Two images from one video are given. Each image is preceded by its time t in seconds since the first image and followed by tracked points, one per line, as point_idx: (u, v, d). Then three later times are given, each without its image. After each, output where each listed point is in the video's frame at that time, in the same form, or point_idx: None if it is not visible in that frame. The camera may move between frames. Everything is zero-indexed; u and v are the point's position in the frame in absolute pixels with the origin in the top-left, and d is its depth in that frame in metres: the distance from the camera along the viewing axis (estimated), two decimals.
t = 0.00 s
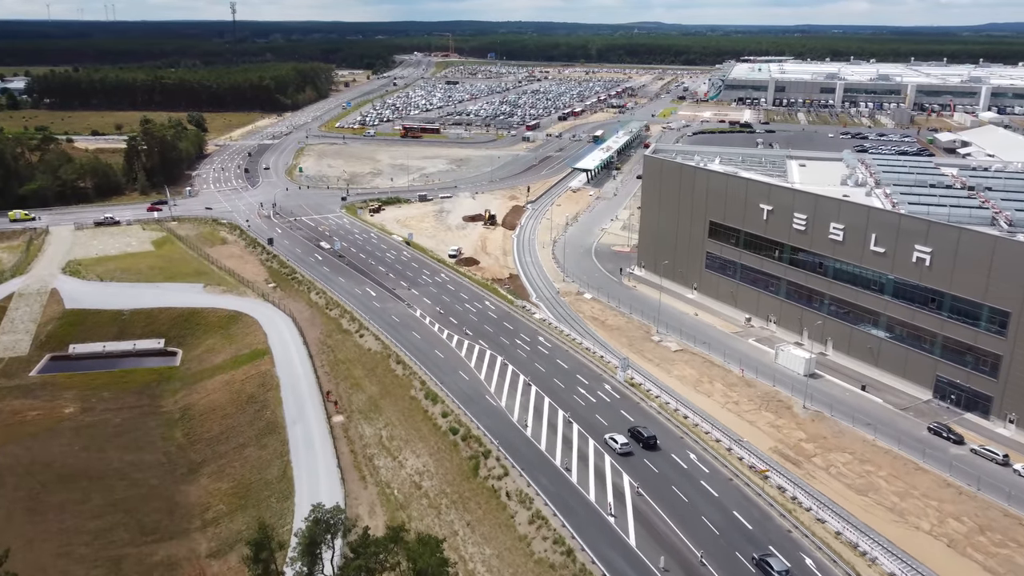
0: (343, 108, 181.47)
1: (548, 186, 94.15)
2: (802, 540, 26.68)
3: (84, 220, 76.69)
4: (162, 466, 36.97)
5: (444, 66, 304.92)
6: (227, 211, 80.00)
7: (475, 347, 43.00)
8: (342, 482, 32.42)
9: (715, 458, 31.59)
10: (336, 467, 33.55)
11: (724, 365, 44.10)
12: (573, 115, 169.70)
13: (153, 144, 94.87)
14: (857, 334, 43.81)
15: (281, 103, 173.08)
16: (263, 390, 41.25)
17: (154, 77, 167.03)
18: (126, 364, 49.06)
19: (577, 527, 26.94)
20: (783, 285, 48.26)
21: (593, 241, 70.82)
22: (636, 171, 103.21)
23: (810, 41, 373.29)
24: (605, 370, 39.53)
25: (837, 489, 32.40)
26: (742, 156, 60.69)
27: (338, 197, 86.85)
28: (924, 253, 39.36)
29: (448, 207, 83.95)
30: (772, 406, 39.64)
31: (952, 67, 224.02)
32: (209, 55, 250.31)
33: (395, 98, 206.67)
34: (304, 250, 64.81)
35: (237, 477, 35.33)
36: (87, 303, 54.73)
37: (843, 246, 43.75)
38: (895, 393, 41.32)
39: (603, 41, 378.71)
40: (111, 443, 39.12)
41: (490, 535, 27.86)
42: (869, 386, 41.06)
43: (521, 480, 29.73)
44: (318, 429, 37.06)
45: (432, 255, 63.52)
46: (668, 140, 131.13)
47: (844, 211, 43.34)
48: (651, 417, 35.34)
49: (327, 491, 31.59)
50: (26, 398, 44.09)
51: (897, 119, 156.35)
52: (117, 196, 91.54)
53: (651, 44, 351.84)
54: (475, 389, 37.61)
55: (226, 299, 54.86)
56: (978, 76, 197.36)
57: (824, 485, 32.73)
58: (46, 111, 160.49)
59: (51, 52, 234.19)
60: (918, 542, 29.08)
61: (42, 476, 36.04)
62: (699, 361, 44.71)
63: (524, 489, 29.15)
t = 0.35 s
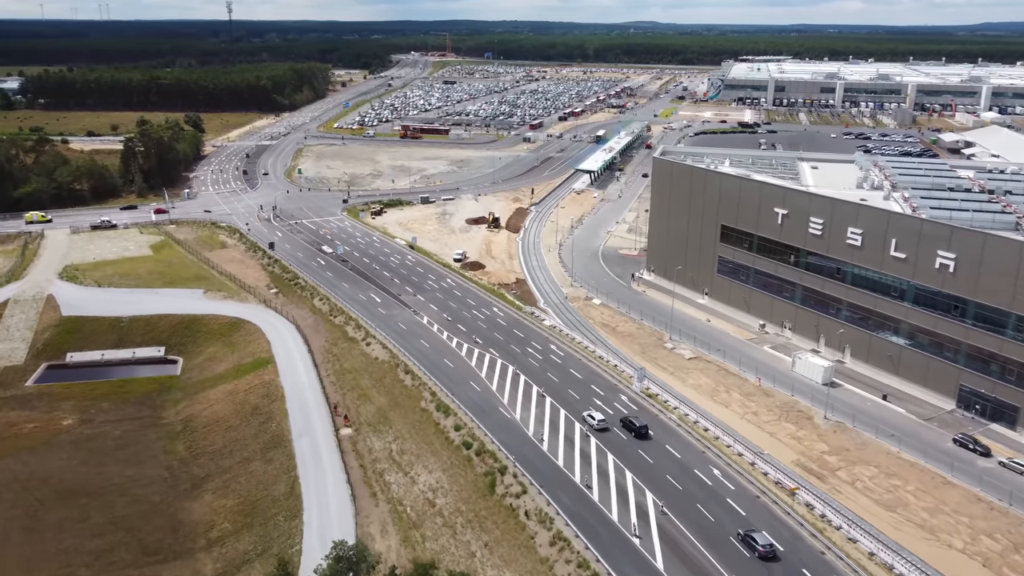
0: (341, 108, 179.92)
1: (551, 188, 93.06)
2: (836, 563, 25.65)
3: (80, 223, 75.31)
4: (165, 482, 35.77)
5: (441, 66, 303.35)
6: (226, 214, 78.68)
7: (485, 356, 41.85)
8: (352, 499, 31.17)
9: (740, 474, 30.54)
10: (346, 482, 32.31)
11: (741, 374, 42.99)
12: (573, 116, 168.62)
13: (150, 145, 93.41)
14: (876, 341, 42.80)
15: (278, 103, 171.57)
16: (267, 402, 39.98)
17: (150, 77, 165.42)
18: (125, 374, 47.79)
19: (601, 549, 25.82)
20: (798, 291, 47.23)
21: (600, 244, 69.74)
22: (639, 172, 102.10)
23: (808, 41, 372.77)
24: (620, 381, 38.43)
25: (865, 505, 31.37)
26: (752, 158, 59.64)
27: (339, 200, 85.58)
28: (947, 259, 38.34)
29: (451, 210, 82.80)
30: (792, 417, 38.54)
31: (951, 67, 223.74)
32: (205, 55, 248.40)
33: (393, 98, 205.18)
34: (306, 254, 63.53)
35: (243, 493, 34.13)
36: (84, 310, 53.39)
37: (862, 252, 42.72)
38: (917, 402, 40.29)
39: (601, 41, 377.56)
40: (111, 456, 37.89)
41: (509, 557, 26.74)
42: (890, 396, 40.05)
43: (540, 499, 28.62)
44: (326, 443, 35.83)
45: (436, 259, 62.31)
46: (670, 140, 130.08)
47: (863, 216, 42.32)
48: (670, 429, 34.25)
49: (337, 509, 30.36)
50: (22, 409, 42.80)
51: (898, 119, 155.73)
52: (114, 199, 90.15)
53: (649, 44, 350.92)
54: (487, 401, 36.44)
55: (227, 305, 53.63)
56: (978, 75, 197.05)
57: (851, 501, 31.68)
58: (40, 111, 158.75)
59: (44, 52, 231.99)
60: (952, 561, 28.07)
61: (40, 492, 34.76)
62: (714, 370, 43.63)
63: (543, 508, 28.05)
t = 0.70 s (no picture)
0: (339, 109, 178.55)
1: (554, 190, 92.00)
2: None
3: (77, 227, 73.98)
4: (168, 499, 34.55)
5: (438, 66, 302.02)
6: (225, 218, 77.41)
7: (497, 366, 40.71)
8: (363, 517, 29.90)
9: (767, 492, 29.47)
10: (356, 499, 31.03)
11: (758, 384, 41.91)
12: (573, 117, 167.59)
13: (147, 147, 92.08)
14: (896, 350, 41.77)
15: (276, 104, 170.16)
16: (272, 414, 38.75)
17: (146, 77, 163.92)
18: (124, 384, 46.53)
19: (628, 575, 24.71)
20: (815, 298, 46.20)
21: (607, 248, 68.65)
22: (643, 174, 101.10)
23: (806, 41, 372.38)
24: (637, 393, 37.31)
25: (895, 523, 30.32)
26: (764, 161, 58.67)
27: (340, 202, 84.38)
28: (972, 267, 37.33)
29: (454, 213, 81.68)
30: (814, 429, 37.50)
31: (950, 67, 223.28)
32: (201, 54, 246.62)
33: (392, 98, 203.88)
34: (309, 259, 62.37)
35: (249, 511, 32.92)
36: (82, 318, 52.10)
37: (882, 258, 41.71)
38: (940, 414, 39.24)
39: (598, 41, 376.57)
40: (111, 472, 36.64)
41: None
42: (912, 408, 39.03)
43: (561, 520, 27.52)
44: (334, 457, 34.58)
45: (442, 264, 61.20)
46: (671, 142, 129.16)
47: (883, 222, 41.32)
48: (691, 444, 33.07)
49: (348, 527, 29.15)
50: (19, 421, 41.53)
51: (900, 120, 154.98)
52: (111, 202, 88.80)
53: (647, 44, 350.11)
54: (501, 415, 35.29)
55: (228, 313, 52.37)
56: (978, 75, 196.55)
57: (880, 518, 30.63)
58: (35, 112, 157.12)
59: (39, 52, 230.02)
60: None
61: (38, 511, 33.50)
62: (731, 379, 42.54)
63: (565, 530, 26.93)
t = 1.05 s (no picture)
0: (337, 109, 177.11)
1: (558, 192, 90.96)
2: None
3: (73, 231, 72.56)
4: (171, 518, 33.35)
5: (435, 66, 300.71)
6: (225, 222, 76.12)
7: (509, 377, 39.58)
8: (375, 537, 28.64)
9: (796, 512, 28.43)
10: (367, 519, 29.79)
11: (777, 394, 40.86)
12: (573, 117, 166.58)
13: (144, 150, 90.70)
14: (917, 359, 40.77)
15: (273, 104, 168.73)
16: (278, 428, 37.56)
17: (142, 77, 162.34)
18: (123, 395, 45.30)
19: None
20: (832, 306, 45.20)
21: (614, 252, 67.64)
22: (646, 176, 100.03)
23: (803, 41, 371.97)
24: (655, 405, 36.25)
25: (926, 543, 29.30)
26: (775, 164, 57.70)
27: (341, 205, 83.20)
28: (998, 275, 36.36)
29: (457, 216, 80.57)
30: (836, 442, 36.48)
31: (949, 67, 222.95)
32: (196, 54, 244.72)
33: (389, 99, 202.49)
34: (311, 265, 61.20)
35: (256, 531, 31.71)
36: (79, 326, 50.77)
37: (903, 265, 40.69)
38: (963, 425, 38.28)
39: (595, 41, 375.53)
40: (111, 489, 35.39)
41: None
42: (936, 420, 38.04)
43: (584, 543, 26.45)
44: (342, 473, 33.33)
45: (447, 270, 60.06)
46: (673, 143, 128.17)
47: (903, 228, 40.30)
48: (714, 460, 32.02)
49: (359, 547, 27.94)
50: (15, 435, 40.22)
51: (901, 121, 154.42)
52: (108, 205, 87.41)
53: (644, 44, 349.26)
54: (516, 430, 34.17)
55: (230, 320, 51.14)
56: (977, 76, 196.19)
57: (910, 537, 29.62)
58: (30, 113, 155.39)
59: (32, 52, 227.91)
60: None
61: (36, 531, 32.25)
62: (748, 390, 41.49)
63: (588, 554, 25.84)
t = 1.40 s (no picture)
0: (334, 110, 175.77)
1: (562, 195, 89.90)
2: None
3: (70, 236, 71.22)
4: (175, 539, 32.11)
5: (431, 66, 299.64)
6: (224, 226, 74.85)
7: (522, 389, 38.41)
8: (389, 559, 27.33)
9: (828, 534, 27.40)
10: (380, 539, 28.51)
11: (797, 406, 39.77)
12: (573, 118, 165.54)
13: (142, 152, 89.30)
14: (940, 370, 39.73)
15: (271, 105, 167.30)
16: (285, 443, 36.32)
17: (137, 77, 160.69)
18: (123, 407, 44.05)
19: None
20: (850, 314, 44.14)
21: (621, 256, 66.57)
22: (650, 178, 99.06)
23: (801, 41, 371.84)
24: (675, 419, 35.17)
25: (961, 563, 28.29)
26: (787, 168, 56.71)
27: (343, 209, 81.98)
28: None
29: (460, 219, 79.44)
30: (860, 456, 35.44)
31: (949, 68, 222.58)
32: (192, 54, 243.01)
33: (388, 100, 201.20)
34: (314, 271, 60.00)
35: (263, 553, 30.45)
36: (78, 335, 49.48)
37: (925, 273, 39.67)
38: (989, 438, 37.27)
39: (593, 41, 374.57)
40: (113, 509, 34.14)
41: None
42: (962, 432, 37.02)
43: (610, 569, 25.34)
44: (353, 490, 32.04)
45: (453, 276, 58.91)
46: (676, 144, 127.16)
47: (926, 234, 39.26)
48: (739, 477, 30.99)
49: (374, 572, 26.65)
50: (13, 450, 38.96)
51: (903, 122, 153.82)
52: (105, 209, 86.02)
53: (642, 44, 348.43)
54: (533, 445, 33.04)
55: (232, 329, 49.90)
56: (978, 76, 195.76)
57: (944, 557, 28.60)
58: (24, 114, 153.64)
59: (27, 52, 225.98)
60: None
61: (35, 554, 30.99)
62: (768, 401, 40.38)
63: None
